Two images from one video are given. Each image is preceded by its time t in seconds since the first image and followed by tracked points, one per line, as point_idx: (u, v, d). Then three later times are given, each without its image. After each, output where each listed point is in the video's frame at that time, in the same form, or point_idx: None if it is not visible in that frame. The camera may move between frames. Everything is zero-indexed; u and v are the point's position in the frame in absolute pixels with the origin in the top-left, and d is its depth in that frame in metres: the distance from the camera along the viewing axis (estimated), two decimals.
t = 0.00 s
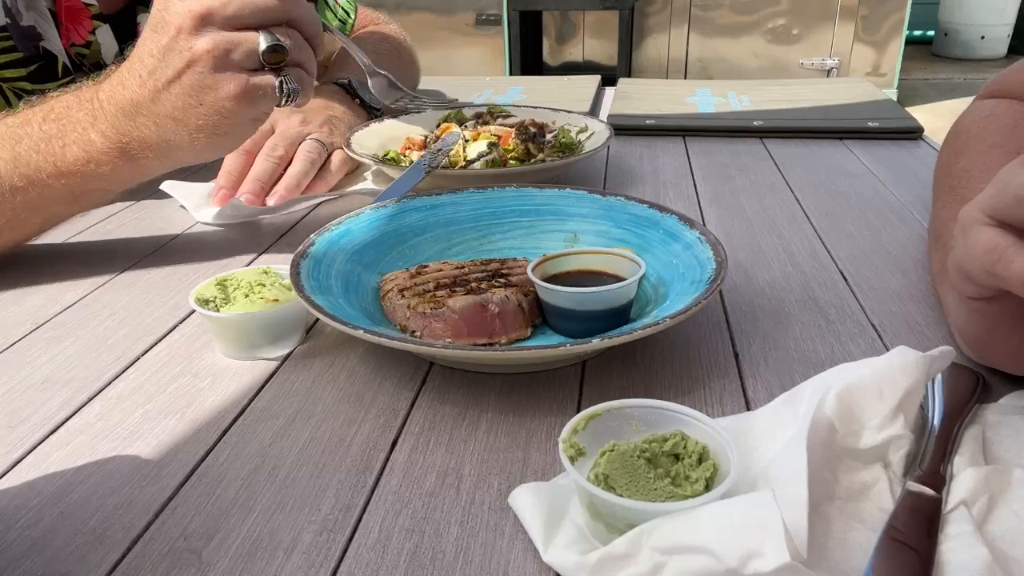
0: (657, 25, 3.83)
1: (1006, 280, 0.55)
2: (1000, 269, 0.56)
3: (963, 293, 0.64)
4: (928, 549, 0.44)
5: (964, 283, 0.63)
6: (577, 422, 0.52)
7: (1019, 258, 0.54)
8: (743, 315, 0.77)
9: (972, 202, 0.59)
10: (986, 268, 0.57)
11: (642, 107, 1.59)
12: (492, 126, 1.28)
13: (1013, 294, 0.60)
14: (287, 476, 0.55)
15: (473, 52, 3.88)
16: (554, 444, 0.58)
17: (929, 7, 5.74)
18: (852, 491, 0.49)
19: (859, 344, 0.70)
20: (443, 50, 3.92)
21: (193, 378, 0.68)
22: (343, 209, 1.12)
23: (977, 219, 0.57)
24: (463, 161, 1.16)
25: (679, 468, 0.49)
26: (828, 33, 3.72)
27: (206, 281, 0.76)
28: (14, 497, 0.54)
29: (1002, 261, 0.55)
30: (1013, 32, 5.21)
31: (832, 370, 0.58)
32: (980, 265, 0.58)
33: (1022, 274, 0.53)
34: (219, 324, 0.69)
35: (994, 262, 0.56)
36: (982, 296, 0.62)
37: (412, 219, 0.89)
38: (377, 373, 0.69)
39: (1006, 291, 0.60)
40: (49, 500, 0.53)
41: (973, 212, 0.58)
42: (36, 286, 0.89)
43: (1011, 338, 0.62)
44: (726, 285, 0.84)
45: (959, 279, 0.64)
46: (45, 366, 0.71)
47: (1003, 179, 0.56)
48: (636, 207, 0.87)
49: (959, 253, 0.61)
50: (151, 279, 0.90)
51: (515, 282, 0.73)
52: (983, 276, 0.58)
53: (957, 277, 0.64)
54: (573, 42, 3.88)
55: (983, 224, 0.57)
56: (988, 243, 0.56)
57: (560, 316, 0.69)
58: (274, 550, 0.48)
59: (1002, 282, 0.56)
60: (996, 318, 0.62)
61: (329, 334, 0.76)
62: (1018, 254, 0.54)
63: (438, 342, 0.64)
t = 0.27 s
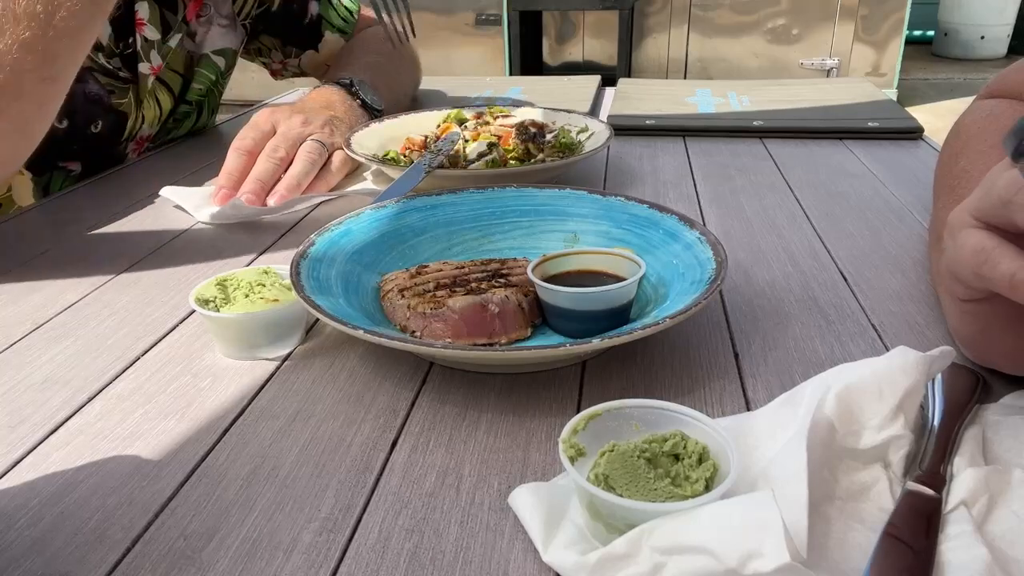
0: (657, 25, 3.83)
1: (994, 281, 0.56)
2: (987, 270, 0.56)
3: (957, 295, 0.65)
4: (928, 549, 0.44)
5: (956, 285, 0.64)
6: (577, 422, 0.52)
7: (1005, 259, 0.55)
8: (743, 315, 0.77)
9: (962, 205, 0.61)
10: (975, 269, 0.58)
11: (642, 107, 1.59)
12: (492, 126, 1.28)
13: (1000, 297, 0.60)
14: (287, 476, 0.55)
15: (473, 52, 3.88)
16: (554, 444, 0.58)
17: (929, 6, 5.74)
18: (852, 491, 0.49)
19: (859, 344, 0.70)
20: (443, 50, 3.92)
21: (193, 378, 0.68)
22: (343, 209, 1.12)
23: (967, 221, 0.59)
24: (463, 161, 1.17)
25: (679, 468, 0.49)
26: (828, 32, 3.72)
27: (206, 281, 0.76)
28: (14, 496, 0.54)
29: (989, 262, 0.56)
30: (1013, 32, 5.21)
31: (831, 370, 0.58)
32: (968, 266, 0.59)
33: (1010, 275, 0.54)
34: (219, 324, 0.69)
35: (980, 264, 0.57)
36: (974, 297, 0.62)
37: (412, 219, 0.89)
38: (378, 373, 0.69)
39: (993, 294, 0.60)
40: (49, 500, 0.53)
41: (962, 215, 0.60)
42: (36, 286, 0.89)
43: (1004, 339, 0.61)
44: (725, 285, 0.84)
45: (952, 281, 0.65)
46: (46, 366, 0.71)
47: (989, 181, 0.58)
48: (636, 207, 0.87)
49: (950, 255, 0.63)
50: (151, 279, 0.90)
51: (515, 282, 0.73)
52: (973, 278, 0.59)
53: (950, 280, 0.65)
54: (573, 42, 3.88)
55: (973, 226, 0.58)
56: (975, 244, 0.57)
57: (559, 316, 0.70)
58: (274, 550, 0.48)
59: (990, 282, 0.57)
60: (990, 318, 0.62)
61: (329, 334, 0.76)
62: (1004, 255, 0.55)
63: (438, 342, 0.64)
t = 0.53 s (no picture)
0: (657, 24, 3.83)
1: (987, 282, 0.56)
2: (980, 271, 0.56)
3: (954, 295, 0.65)
4: (928, 549, 0.44)
5: (951, 285, 0.64)
6: (577, 422, 0.52)
7: (998, 259, 0.55)
8: (743, 315, 0.77)
9: (957, 205, 0.61)
10: (968, 270, 0.58)
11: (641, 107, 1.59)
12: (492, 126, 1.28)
13: (995, 296, 0.60)
14: (287, 476, 0.55)
15: (473, 52, 3.88)
16: (554, 444, 0.58)
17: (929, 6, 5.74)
18: (852, 491, 0.49)
19: (859, 344, 0.70)
20: (443, 49, 3.92)
21: (193, 378, 0.68)
22: (343, 209, 1.12)
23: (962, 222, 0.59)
24: (463, 161, 1.16)
25: (679, 468, 0.49)
26: (828, 33, 3.73)
27: (205, 281, 0.76)
28: (14, 496, 0.54)
29: (982, 263, 0.56)
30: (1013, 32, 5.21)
31: (832, 370, 0.58)
32: (962, 268, 0.59)
33: (1003, 274, 0.54)
34: (219, 324, 0.69)
35: (974, 265, 0.57)
36: (970, 296, 0.62)
37: (411, 219, 0.89)
38: (378, 373, 0.69)
39: (988, 293, 0.61)
40: (49, 500, 0.53)
41: (956, 215, 0.60)
42: (36, 286, 0.89)
43: (1003, 337, 0.61)
44: (726, 285, 0.84)
45: (947, 282, 0.65)
46: (46, 366, 0.71)
47: (980, 181, 0.58)
48: (635, 207, 0.87)
49: (944, 255, 0.63)
50: (151, 279, 0.90)
51: (515, 282, 0.73)
52: (967, 278, 0.59)
53: (946, 280, 0.65)
54: (573, 42, 3.88)
55: (966, 227, 0.59)
56: (968, 246, 0.57)
57: (559, 316, 0.70)
58: (274, 549, 0.48)
59: (984, 282, 0.57)
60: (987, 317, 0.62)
61: (329, 334, 0.76)
62: (997, 255, 0.55)
63: (438, 342, 0.64)
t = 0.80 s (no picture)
0: (656, 24, 3.83)
1: (984, 282, 0.56)
2: (976, 271, 0.56)
3: (952, 296, 0.65)
4: (927, 548, 0.44)
5: (949, 286, 0.64)
6: (577, 422, 0.52)
7: (995, 259, 0.55)
8: (743, 315, 0.77)
9: (953, 206, 0.61)
10: (965, 271, 0.58)
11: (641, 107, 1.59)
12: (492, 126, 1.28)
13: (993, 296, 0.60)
14: (287, 475, 0.55)
15: (473, 52, 3.88)
16: (554, 444, 0.58)
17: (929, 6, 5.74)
18: (852, 491, 0.49)
19: (859, 344, 0.70)
20: (443, 49, 3.92)
21: (193, 378, 0.68)
22: (343, 209, 1.12)
23: (957, 223, 0.59)
24: (463, 161, 1.16)
25: (679, 468, 0.49)
26: (828, 32, 3.72)
27: (205, 281, 0.76)
28: (14, 496, 0.54)
29: (978, 264, 0.56)
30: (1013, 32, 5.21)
31: (832, 370, 0.58)
32: (958, 268, 0.59)
33: (999, 275, 0.54)
34: (219, 324, 0.69)
35: (970, 266, 0.57)
36: (968, 296, 0.62)
37: (412, 219, 0.89)
38: (378, 373, 0.69)
39: (985, 293, 0.61)
40: (49, 500, 0.53)
41: (953, 216, 0.60)
42: (36, 286, 0.89)
43: (1002, 336, 0.61)
44: (726, 285, 0.84)
45: (945, 282, 0.65)
46: (46, 367, 0.71)
47: (975, 181, 0.58)
48: (636, 207, 0.87)
49: (941, 256, 0.63)
50: (151, 279, 0.90)
51: (515, 282, 0.73)
52: (964, 278, 0.59)
53: (944, 281, 0.65)
54: (573, 42, 3.88)
55: (962, 227, 0.59)
56: (964, 247, 0.57)
57: (559, 316, 0.70)
58: (274, 550, 0.48)
59: (980, 282, 0.57)
60: (985, 316, 0.62)
61: (329, 334, 0.76)
62: (993, 256, 0.55)
63: (438, 342, 0.64)
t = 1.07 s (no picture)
0: (656, 24, 3.83)
1: (981, 281, 0.56)
2: (973, 271, 0.56)
3: (951, 296, 0.65)
4: (927, 548, 0.44)
5: (947, 286, 0.64)
6: (577, 422, 0.52)
7: (991, 259, 0.55)
8: (743, 315, 0.77)
9: (951, 206, 0.61)
10: (962, 270, 0.58)
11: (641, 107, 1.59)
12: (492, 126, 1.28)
13: (990, 296, 0.60)
14: (287, 475, 0.55)
15: (473, 52, 3.88)
16: (554, 444, 0.58)
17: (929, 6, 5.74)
18: (852, 491, 0.49)
19: (859, 344, 0.70)
20: (443, 49, 3.92)
21: (193, 378, 0.68)
22: (343, 209, 1.12)
23: (954, 223, 0.60)
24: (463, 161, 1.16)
25: (679, 468, 0.49)
26: (828, 32, 3.72)
27: (205, 281, 0.76)
28: (14, 496, 0.54)
29: (975, 263, 0.56)
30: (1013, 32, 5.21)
31: (832, 370, 0.58)
32: (955, 267, 0.59)
33: (996, 274, 0.54)
34: (219, 324, 0.69)
35: (967, 265, 0.57)
36: (966, 296, 0.63)
37: (411, 219, 0.89)
38: (378, 373, 0.69)
39: (982, 293, 0.61)
40: (49, 501, 0.53)
41: (950, 216, 0.60)
42: (36, 286, 0.89)
43: (1000, 336, 0.61)
44: (726, 285, 0.84)
45: (943, 283, 0.65)
46: (46, 366, 0.71)
47: (973, 181, 0.58)
48: (635, 207, 0.87)
49: (939, 255, 0.63)
50: (151, 279, 0.90)
51: (514, 282, 0.73)
52: (961, 278, 0.59)
53: (942, 281, 0.66)
54: (573, 42, 3.88)
55: (959, 228, 0.59)
56: (961, 246, 0.57)
57: (559, 316, 0.70)
58: (274, 550, 0.48)
59: (977, 282, 0.57)
60: (983, 315, 0.62)
61: (329, 334, 0.76)
62: (990, 255, 0.55)
63: (438, 342, 0.64)
